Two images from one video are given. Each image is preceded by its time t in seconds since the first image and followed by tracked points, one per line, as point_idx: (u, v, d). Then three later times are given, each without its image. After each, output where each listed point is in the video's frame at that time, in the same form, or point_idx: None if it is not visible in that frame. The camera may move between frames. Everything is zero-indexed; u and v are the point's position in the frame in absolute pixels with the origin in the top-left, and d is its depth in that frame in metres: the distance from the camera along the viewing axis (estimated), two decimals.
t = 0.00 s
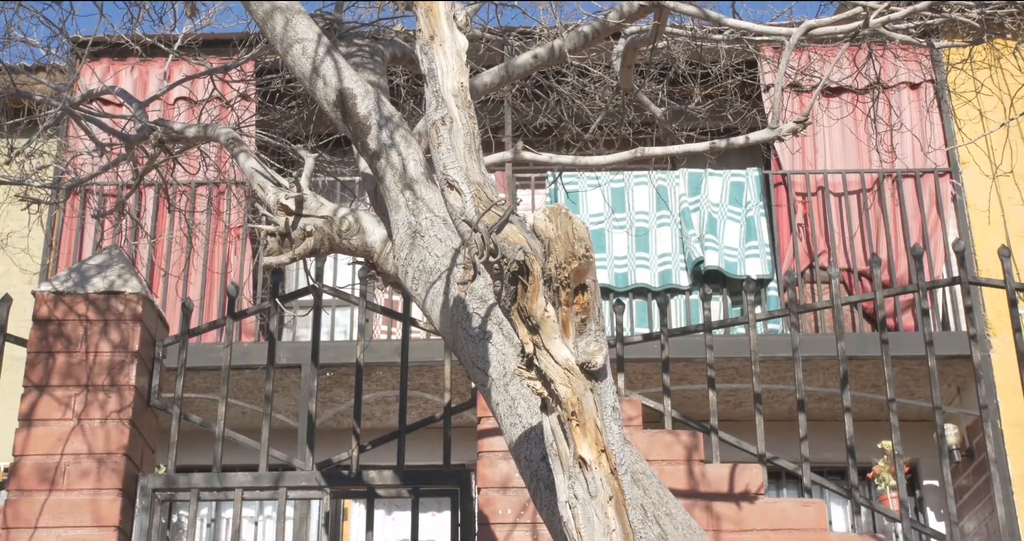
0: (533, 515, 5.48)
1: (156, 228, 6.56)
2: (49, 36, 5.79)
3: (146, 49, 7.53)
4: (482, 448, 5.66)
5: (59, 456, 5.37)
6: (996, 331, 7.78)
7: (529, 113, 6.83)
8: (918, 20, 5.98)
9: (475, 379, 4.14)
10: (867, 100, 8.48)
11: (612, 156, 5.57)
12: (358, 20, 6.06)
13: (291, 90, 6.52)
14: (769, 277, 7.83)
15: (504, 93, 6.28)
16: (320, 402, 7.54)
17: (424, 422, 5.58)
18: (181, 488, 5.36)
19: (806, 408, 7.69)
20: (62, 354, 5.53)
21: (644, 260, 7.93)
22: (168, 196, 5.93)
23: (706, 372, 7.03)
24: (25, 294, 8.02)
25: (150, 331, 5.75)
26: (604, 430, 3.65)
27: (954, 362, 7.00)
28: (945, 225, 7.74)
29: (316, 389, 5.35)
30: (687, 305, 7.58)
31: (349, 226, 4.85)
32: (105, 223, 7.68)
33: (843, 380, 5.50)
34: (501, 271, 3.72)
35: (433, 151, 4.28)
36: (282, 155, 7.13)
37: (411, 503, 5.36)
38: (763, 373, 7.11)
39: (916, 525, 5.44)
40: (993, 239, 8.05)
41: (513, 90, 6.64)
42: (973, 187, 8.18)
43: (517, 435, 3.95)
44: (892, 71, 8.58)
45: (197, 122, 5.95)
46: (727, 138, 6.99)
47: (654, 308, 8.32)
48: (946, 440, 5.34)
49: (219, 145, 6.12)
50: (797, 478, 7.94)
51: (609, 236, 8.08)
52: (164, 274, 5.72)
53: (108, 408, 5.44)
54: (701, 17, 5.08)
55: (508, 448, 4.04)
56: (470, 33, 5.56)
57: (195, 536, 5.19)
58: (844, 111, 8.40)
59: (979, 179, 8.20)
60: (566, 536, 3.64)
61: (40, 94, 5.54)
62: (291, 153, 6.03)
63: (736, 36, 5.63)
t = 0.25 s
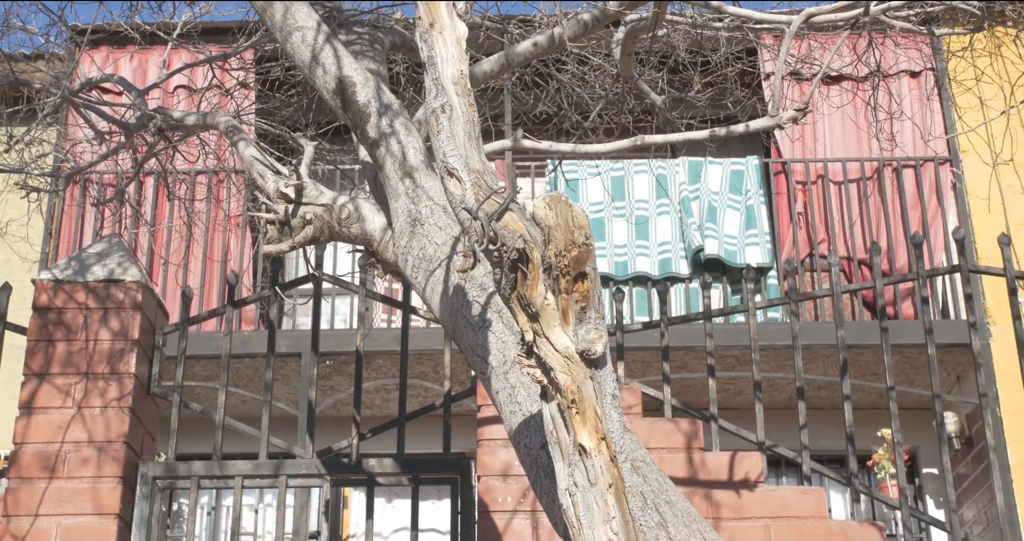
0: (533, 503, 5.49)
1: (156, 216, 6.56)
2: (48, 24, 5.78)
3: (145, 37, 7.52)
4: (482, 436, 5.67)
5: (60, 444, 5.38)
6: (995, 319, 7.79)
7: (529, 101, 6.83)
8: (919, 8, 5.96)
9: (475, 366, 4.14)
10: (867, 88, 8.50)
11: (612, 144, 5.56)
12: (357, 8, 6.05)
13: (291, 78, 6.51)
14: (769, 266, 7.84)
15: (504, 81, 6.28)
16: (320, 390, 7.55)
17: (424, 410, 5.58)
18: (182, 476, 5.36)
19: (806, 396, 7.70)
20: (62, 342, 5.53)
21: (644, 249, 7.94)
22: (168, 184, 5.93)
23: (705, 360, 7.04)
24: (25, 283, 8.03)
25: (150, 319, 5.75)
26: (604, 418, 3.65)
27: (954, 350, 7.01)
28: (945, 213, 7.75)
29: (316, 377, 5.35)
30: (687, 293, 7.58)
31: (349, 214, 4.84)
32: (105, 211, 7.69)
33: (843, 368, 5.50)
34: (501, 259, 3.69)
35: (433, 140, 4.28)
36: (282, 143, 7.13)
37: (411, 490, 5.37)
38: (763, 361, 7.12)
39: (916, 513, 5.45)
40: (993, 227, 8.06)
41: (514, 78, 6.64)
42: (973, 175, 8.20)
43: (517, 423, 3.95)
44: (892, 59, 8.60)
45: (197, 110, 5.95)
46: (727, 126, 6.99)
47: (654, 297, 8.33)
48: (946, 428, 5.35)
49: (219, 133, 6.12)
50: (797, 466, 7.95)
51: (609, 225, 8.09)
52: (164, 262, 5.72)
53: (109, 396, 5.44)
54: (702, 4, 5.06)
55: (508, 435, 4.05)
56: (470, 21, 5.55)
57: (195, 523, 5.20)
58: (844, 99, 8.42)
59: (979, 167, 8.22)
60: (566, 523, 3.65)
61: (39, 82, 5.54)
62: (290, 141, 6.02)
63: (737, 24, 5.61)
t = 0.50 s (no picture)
0: (533, 490, 5.50)
1: (155, 204, 6.57)
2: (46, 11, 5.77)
3: (143, 24, 7.52)
4: (482, 423, 5.68)
5: (60, 432, 5.39)
6: (995, 307, 7.81)
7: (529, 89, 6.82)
8: None
9: (475, 353, 4.14)
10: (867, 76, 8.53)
11: (612, 131, 5.56)
12: None
13: (291, 66, 6.50)
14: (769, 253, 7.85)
15: (504, 68, 6.26)
16: (320, 378, 7.55)
17: (424, 398, 5.57)
18: (182, 463, 5.36)
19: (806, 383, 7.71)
20: (62, 329, 5.54)
21: (644, 236, 7.95)
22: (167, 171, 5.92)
23: (705, 347, 7.05)
24: (24, 270, 8.05)
25: (150, 307, 5.75)
26: (604, 405, 3.64)
27: (954, 338, 7.01)
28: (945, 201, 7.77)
29: (316, 364, 5.34)
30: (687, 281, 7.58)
31: (348, 201, 4.84)
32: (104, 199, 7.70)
33: (842, 355, 5.50)
34: (501, 246, 3.69)
35: (432, 127, 4.28)
36: (281, 131, 7.12)
37: (410, 478, 5.37)
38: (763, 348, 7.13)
39: (916, 500, 5.45)
40: (993, 214, 8.07)
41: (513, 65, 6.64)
42: (973, 162, 8.20)
43: (517, 410, 3.96)
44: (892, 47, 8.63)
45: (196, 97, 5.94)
46: (726, 113, 6.98)
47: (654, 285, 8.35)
48: (945, 416, 5.35)
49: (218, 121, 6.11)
50: (796, 454, 7.96)
51: (609, 212, 8.10)
52: (164, 250, 5.71)
53: (109, 384, 5.45)
54: None
55: (508, 422, 4.05)
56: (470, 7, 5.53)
57: (195, 511, 5.20)
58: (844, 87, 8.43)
59: (979, 154, 8.24)
60: (566, 510, 3.65)
61: (38, 69, 5.53)
62: (290, 129, 6.02)
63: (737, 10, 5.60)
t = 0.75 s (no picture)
0: (533, 479, 5.50)
1: (155, 193, 6.57)
2: None
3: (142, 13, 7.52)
4: (481, 412, 5.68)
5: (60, 421, 5.39)
6: (995, 295, 7.82)
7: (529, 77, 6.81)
8: None
9: (475, 342, 4.14)
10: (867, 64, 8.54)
11: (612, 120, 5.55)
12: None
13: (290, 55, 6.49)
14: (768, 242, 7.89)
15: (504, 56, 6.25)
16: (320, 367, 7.55)
17: (424, 387, 5.57)
18: (182, 452, 5.36)
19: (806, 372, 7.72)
20: (62, 318, 5.54)
21: (643, 226, 7.98)
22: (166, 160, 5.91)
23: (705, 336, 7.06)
24: (24, 259, 8.06)
25: (150, 296, 5.75)
26: (604, 393, 3.63)
27: (953, 326, 7.03)
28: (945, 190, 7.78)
29: (316, 354, 5.34)
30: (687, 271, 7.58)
31: (348, 190, 4.83)
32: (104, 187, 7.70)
33: (842, 343, 5.50)
34: (501, 235, 3.66)
35: (432, 115, 4.29)
36: (280, 120, 7.11)
37: (410, 467, 5.38)
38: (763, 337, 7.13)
39: (915, 489, 5.46)
40: (993, 203, 8.09)
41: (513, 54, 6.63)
42: (973, 151, 8.22)
43: (517, 398, 3.95)
44: (892, 36, 8.63)
45: (195, 86, 5.93)
46: (726, 102, 6.98)
47: (653, 275, 8.37)
48: (945, 405, 5.36)
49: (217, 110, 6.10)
50: (796, 443, 7.97)
51: (608, 201, 8.11)
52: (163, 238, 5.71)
53: (109, 372, 5.45)
54: None
55: (508, 411, 4.05)
56: None
57: (195, 499, 5.20)
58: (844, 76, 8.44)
59: (979, 143, 8.25)
60: (566, 498, 3.66)
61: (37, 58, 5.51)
62: (290, 118, 6.01)
63: None
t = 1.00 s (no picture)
0: (533, 469, 5.51)
1: (154, 183, 6.58)
2: None
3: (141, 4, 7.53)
4: (481, 402, 5.68)
5: (60, 410, 5.40)
6: (995, 285, 7.83)
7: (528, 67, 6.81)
8: None
9: (475, 332, 4.14)
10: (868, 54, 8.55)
11: (612, 110, 5.54)
12: None
13: (290, 44, 6.48)
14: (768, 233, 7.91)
15: (503, 46, 6.23)
16: (320, 357, 7.56)
17: (424, 377, 5.57)
18: (182, 442, 5.37)
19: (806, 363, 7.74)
20: (62, 308, 5.55)
21: (643, 216, 8.00)
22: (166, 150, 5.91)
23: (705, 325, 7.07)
24: (24, 250, 8.07)
25: (150, 286, 5.75)
26: (604, 383, 3.62)
27: (953, 316, 7.04)
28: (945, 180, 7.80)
29: (316, 344, 5.33)
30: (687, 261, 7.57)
31: (348, 179, 4.84)
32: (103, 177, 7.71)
33: (842, 333, 5.50)
34: (501, 225, 3.63)
35: (431, 105, 4.27)
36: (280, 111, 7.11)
37: (410, 457, 5.38)
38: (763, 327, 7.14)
39: (915, 479, 5.46)
40: (993, 193, 8.09)
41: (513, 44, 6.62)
42: (973, 141, 8.22)
43: (517, 388, 3.95)
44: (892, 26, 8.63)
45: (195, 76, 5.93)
46: (726, 92, 6.97)
47: (653, 266, 8.38)
48: (945, 395, 5.35)
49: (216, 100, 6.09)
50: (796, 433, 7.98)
51: (608, 192, 8.13)
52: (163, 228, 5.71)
53: (109, 362, 5.45)
54: None
55: (508, 401, 4.05)
56: None
57: (195, 489, 5.20)
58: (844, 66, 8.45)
59: (979, 133, 8.26)
60: (566, 488, 3.66)
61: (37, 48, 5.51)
62: (289, 108, 6.01)
63: None
